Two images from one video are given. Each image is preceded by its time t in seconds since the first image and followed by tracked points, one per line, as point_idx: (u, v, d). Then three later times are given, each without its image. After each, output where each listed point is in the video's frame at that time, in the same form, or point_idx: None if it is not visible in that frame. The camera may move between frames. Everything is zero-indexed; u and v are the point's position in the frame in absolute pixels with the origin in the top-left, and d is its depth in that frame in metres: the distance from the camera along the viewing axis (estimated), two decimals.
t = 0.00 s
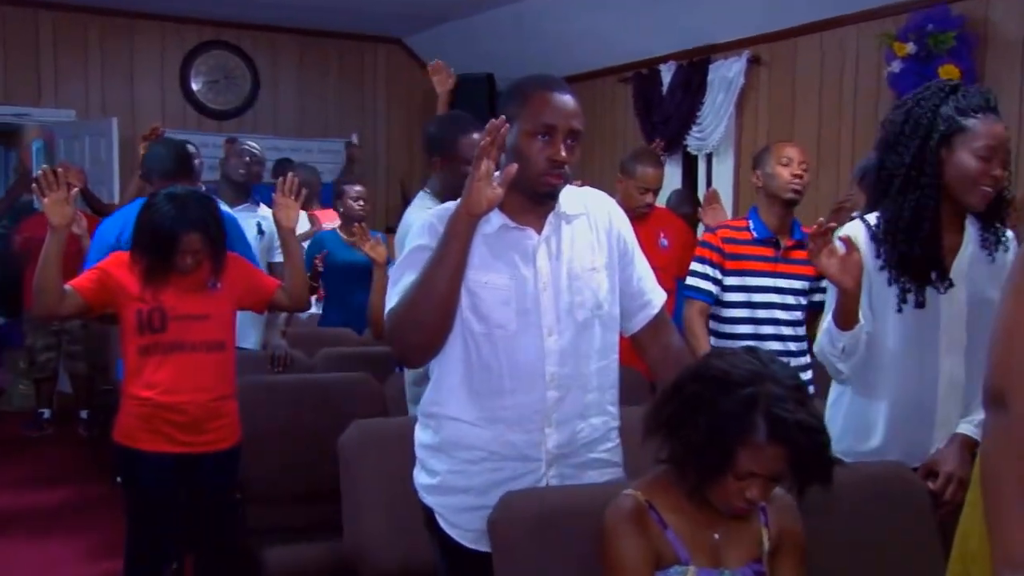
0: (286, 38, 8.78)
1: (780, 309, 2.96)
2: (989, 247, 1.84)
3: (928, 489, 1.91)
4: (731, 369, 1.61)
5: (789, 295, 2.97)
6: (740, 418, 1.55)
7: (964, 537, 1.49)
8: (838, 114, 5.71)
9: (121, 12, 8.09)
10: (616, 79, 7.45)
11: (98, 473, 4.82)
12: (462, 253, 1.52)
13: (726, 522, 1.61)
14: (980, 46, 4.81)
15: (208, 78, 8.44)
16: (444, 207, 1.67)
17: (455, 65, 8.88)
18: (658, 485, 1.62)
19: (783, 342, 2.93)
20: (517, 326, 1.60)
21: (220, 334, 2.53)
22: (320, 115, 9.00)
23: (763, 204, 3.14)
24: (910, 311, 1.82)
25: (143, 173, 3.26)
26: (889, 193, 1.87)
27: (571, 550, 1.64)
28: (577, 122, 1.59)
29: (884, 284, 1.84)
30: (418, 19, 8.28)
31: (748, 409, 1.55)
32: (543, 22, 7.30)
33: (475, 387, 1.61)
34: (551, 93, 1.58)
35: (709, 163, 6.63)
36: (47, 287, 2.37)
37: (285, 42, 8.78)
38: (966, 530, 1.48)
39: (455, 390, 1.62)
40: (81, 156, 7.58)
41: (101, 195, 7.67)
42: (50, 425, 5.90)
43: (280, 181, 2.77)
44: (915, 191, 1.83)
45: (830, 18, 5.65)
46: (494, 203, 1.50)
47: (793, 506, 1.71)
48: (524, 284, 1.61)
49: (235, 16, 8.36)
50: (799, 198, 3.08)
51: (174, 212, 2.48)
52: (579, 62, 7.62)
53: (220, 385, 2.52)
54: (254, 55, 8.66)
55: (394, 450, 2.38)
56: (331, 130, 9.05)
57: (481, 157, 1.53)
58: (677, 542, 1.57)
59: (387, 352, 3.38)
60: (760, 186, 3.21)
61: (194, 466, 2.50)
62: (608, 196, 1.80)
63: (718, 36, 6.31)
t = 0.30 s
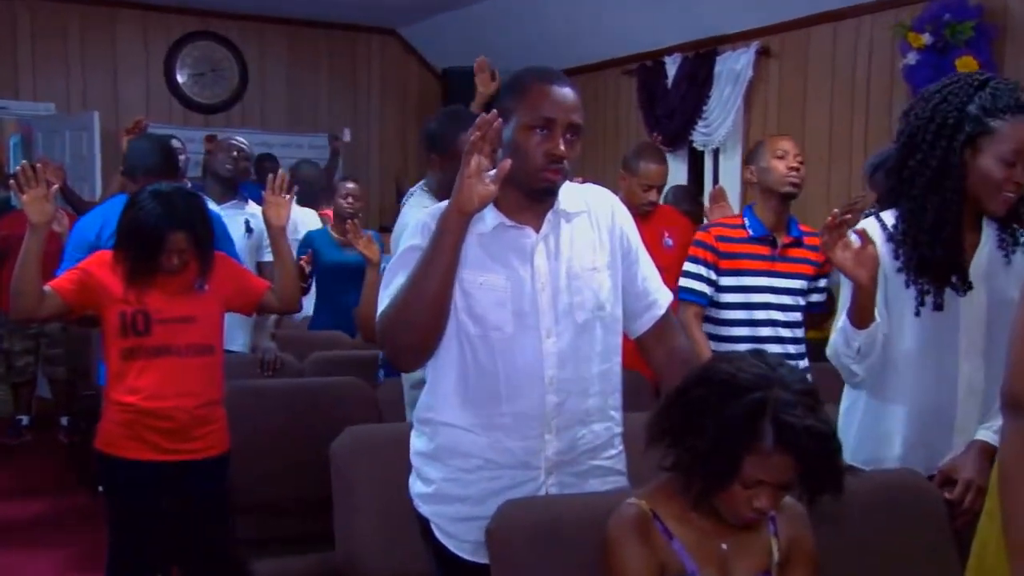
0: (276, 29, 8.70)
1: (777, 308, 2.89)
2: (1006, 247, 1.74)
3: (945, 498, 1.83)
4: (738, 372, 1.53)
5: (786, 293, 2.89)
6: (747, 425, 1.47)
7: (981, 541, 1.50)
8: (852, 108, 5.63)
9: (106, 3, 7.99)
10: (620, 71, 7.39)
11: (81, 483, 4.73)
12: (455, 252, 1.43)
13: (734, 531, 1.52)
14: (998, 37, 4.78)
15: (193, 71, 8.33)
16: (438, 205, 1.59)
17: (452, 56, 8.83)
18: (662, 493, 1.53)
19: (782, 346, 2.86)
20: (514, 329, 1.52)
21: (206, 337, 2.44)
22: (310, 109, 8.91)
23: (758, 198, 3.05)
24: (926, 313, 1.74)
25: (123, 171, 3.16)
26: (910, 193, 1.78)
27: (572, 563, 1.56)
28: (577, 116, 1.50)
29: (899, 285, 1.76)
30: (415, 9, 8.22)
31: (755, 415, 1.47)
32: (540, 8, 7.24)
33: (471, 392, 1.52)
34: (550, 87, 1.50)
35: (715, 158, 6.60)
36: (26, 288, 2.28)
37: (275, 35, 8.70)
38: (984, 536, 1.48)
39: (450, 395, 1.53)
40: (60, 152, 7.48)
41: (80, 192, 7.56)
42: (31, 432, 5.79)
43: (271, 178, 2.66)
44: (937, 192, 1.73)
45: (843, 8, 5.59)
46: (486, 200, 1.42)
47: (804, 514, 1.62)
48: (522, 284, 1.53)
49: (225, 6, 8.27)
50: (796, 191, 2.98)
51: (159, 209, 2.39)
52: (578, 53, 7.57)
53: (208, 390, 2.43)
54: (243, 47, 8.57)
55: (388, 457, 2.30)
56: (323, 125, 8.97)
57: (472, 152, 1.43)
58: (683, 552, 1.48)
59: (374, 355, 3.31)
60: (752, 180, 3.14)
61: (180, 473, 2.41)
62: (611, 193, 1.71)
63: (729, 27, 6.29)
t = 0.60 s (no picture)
0: (275, 28, 8.69)
1: (770, 309, 2.89)
2: (1004, 252, 1.70)
3: (945, 498, 1.82)
4: (736, 372, 1.52)
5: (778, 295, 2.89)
6: (745, 426, 1.47)
7: (982, 543, 1.49)
8: (853, 109, 5.63)
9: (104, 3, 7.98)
10: (621, 72, 7.36)
11: (81, 484, 4.73)
12: (455, 253, 1.43)
13: (734, 532, 1.51)
14: (1000, 37, 4.77)
15: (193, 71, 8.31)
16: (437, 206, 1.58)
17: (451, 54, 8.82)
18: (661, 495, 1.52)
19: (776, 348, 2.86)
20: (514, 330, 1.51)
21: (205, 338, 2.44)
22: (309, 109, 8.90)
23: (746, 199, 3.04)
24: (922, 313, 1.74)
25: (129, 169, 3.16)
26: (916, 191, 1.75)
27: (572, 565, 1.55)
28: (576, 117, 1.49)
29: (896, 283, 1.76)
30: (414, 9, 8.22)
31: (753, 415, 1.47)
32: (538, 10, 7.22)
33: (471, 394, 1.52)
34: (550, 87, 1.49)
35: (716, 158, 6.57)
36: (24, 289, 2.28)
37: (274, 36, 8.69)
38: (984, 539, 1.48)
39: (450, 397, 1.53)
40: (59, 152, 7.48)
41: (79, 192, 7.56)
42: (27, 434, 5.77)
43: (268, 178, 2.61)
44: (944, 194, 1.70)
45: (844, 8, 5.58)
46: (486, 201, 1.41)
47: (804, 515, 1.61)
48: (522, 285, 1.52)
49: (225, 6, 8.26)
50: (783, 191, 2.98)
51: (159, 209, 2.38)
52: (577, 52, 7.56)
53: (207, 390, 2.43)
54: (243, 47, 8.56)
55: (387, 457, 2.30)
56: (322, 124, 8.97)
57: (471, 151, 1.42)
58: (683, 554, 1.47)
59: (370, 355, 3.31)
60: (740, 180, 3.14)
61: (180, 474, 2.41)
62: (612, 193, 1.71)
63: (729, 26, 6.28)
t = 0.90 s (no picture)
0: (274, 28, 8.69)
1: (770, 308, 2.88)
2: (1000, 254, 1.69)
3: (944, 498, 1.82)
4: (737, 373, 1.51)
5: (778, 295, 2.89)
6: (746, 427, 1.46)
7: (981, 543, 1.48)
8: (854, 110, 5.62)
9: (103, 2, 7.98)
10: (620, 71, 7.39)
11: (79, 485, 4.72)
12: (459, 253, 1.42)
13: (734, 533, 1.50)
14: (1000, 36, 4.76)
15: (191, 71, 8.31)
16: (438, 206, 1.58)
17: (450, 53, 8.82)
18: (661, 495, 1.52)
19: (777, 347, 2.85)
20: (516, 330, 1.50)
21: (204, 339, 2.43)
22: (309, 109, 8.90)
23: (744, 198, 3.03)
24: (920, 315, 1.74)
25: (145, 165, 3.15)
26: (917, 192, 1.73)
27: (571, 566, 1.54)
28: (579, 117, 1.49)
29: (895, 284, 1.76)
30: (414, 9, 8.23)
31: (754, 415, 1.46)
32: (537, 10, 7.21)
33: (473, 394, 1.51)
34: (553, 87, 1.48)
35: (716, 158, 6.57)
36: (22, 289, 2.27)
37: (272, 36, 8.69)
38: (984, 540, 1.47)
39: (452, 397, 1.52)
40: (57, 151, 7.48)
41: (77, 191, 7.55)
42: (23, 434, 5.76)
43: (268, 177, 2.61)
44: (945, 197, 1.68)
45: (845, 8, 5.58)
46: (489, 200, 1.40)
47: (804, 516, 1.61)
48: (525, 285, 1.52)
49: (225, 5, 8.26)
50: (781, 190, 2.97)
51: (158, 209, 2.38)
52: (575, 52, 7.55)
53: (206, 391, 2.42)
54: (242, 46, 8.56)
55: (385, 459, 2.29)
56: (321, 124, 8.96)
57: (475, 151, 1.42)
58: (683, 555, 1.47)
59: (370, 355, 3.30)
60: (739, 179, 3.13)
61: (178, 475, 2.40)
62: (612, 192, 1.70)
63: (729, 26, 6.27)
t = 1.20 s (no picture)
0: (269, 23, 8.65)
1: (776, 308, 2.83)
2: (1003, 255, 1.67)
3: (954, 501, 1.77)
4: (743, 374, 1.47)
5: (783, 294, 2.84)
6: (752, 430, 1.41)
7: (992, 550, 1.44)
8: (860, 104, 5.58)
9: None
10: (620, 65, 7.37)
11: (70, 488, 4.67)
12: (463, 251, 1.37)
13: (738, 538, 1.45)
14: (1013, 28, 4.69)
15: (183, 65, 8.27)
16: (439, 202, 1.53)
17: (448, 47, 8.80)
18: (664, 499, 1.47)
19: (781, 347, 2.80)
20: (522, 330, 1.46)
21: (197, 340, 2.39)
22: (305, 106, 8.86)
23: (750, 196, 2.99)
24: (927, 318, 1.70)
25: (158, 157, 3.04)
26: (922, 190, 1.69)
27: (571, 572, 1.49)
28: (585, 110, 1.44)
29: (902, 287, 1.71)
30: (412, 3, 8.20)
31: (759, 417, 1.42)
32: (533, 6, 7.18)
33: (476, 395, 1.47)
34: (557, 81, 1.44)
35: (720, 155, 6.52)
36: (10, 288, 2.22)
37: (268, 31, 8.65)
38: (993, 550, 1.43)
39: (454, 399, 1.48)
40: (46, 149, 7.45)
41: (67, 187, 7.50)
42: (14, 437, 5.70)
43: (266, 175, 2.59)
44: (950, 197, 1.64)
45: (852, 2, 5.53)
46: (493, 196, 1.36)
47: (810, 520, 1.56)
48: (530, 283, 1.47)
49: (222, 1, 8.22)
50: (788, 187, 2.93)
51: (149, 206, 2.33)
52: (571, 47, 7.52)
53: (199, 392, 2.38)
54: (235, 41, 8.51)
55: (382, 461, 2.25)
56: (318, 120, 8.92)
57: (479, 147, 1.37)
58: (687, 561, 1.42)
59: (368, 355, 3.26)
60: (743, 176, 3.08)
61: (170, 478, 2.35)
62: (616, 187, 1.65)
63: (730, 21, 6.23)
